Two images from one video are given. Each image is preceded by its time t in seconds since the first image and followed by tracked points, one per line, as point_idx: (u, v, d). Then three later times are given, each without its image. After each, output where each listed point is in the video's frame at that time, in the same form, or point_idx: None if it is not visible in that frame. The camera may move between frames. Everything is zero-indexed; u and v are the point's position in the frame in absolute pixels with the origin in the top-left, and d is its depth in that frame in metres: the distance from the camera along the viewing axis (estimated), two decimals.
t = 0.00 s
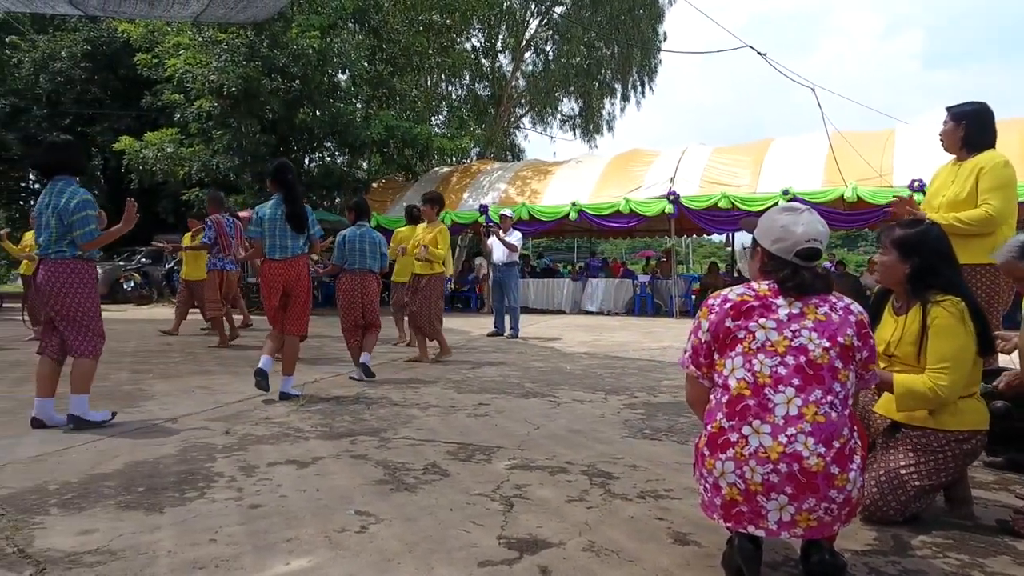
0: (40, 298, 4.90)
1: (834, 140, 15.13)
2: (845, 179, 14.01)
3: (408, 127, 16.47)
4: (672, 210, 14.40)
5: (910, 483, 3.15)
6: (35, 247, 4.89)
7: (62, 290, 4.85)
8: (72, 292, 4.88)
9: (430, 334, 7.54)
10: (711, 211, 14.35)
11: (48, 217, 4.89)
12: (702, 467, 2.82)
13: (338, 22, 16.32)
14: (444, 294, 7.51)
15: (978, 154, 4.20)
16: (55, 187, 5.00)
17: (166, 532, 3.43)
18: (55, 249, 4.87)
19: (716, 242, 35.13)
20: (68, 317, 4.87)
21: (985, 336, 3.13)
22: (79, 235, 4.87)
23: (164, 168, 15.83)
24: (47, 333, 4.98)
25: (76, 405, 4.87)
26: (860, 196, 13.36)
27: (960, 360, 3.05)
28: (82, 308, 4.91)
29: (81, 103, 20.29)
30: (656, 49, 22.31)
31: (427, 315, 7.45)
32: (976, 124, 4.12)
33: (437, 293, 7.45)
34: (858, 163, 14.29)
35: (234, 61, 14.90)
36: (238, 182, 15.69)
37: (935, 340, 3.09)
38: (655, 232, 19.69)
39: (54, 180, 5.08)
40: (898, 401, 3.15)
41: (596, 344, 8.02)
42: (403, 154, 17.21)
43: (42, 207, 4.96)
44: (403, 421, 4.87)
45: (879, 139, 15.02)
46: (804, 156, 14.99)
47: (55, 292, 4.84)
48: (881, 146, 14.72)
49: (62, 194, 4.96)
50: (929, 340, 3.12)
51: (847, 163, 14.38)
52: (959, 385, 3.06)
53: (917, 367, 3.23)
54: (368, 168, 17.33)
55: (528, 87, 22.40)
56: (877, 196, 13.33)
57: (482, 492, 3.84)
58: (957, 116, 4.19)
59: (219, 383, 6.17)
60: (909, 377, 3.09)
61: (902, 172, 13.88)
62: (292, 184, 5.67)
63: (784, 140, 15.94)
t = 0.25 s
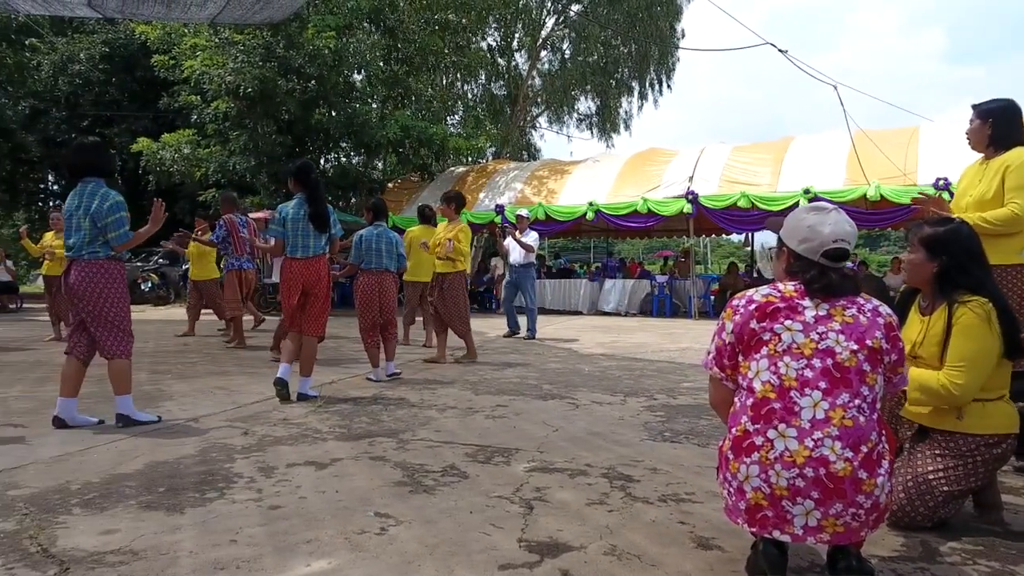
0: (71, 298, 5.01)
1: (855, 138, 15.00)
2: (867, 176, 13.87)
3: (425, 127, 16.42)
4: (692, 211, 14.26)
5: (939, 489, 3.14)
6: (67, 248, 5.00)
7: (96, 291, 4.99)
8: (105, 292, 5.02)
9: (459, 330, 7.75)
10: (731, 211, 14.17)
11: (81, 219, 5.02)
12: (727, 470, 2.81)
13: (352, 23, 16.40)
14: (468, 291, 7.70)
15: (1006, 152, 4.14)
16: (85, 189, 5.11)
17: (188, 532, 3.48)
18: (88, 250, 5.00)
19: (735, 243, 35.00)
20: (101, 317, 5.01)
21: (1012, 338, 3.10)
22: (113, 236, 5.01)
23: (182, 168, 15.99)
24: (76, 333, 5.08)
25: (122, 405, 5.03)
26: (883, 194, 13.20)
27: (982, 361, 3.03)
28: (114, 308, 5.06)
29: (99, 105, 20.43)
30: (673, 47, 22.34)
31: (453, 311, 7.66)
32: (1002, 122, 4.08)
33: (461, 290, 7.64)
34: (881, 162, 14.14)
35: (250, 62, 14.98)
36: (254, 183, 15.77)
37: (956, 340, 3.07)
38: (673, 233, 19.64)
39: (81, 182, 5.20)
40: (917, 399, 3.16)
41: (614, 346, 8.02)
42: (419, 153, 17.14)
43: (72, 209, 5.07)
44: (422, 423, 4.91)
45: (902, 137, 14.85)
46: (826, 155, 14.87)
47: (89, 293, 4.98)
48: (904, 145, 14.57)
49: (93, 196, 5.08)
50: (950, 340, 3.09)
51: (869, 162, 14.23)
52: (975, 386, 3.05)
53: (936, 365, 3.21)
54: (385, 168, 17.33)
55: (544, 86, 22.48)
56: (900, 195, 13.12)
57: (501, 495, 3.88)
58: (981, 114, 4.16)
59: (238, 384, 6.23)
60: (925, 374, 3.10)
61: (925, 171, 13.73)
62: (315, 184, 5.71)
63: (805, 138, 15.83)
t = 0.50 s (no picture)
0: (101, 298, 5.05)
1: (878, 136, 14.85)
2: (890, 174, 13.71)
3: (440, 127, 16.46)
4: (710, 210, 14.17)
5: (967, 494, 3.11)
6: (99, 249, 5.06)
7: (127, 291, 5.03)
8: (135, 293, 5.06)
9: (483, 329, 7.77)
10: (750, 210, 14.08)
11: (113, 219, 5.07)
12: (751, 474, 2.78)
13: (368, 23, 16.43)
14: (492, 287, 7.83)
15: None
16: (114, 190, 5.16)
17: (208, 533, 3.50)
18: (122, 250, 5.06)
19: (754, 242, 34.88)
20: (130, 317, 5.04)
21: None
22: (146, 234, 5.07)
23: (199, 169, 16.10)
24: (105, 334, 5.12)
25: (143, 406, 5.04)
26: (907, 192, 13.05)
27: (1013, 364, 2.98)
28: (143, 309, 5.09)
29: (116, 106, 20.60)
30: (691, 45, 22.31)
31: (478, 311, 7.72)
32: None
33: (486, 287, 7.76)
34: (905, 160, 13.97)
35: (266, 62, 15.03)
36: (270, 184, 15.85)
37: (988, 344, 3.01)
38: (692, 233, 19.55)
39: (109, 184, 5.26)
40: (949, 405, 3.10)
41: (631, 347, 7.99)
42: (434, 153, 17.17)
43: (102, 211, 5.12)
44: (439, 424, 4.92)
45: (927, 135, 14.67)
46: (848, 154, 14.72)
47: (120, 293, 5.02)
48: (929, 142, 14.39)
49: (123, 197, 5.13)
50: (981, 344, 3.04)
51: (893, 160, 14.07)
52: (1011, 391, 3.00)
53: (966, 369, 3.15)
54: (400, 168, 17.33)
55: (560, 85, 22.52)
56: (925, 194, 12.98)
57: (520, 498, 3.89)
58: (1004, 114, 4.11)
59: (255, 384, 6.26)
60: (956, 379, 3.05)
61: (951, 169, 13.56)
62: (334, 184, 5.73)
63: (826, 137, 15.71)
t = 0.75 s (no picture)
0: (123, 300, 5.06)
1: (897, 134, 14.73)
2: (909, 174, 13.59)
3: (453, 126, 16.37)
4: (724, 210, 14.14)
5: (990, 499, 3.09)
6: (124, 250, 5.08)
7: (150, 292, 5.05)
8: (159, 293, 5.08)
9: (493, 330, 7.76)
10: (766, 210, 14.02)
11: (137, 220, 5.09)
12: (770, 478, 2.74)
13: (380, 22, 16.44)
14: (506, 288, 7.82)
15: None
16: (136, 191, 5.16)
17: (222, 534, 3.53)
18: (147, 251, 5.09)
19: (768, 242, 34.78)
20: (153, 318, 5.06)
21: None
22: (172, 234, 5.11)
23: (211, 171, 16.11)
24: (129, 335, 5.14)
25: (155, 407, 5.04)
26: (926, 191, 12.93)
27: None
28: (166, 310, 5.12)
29: (129, 107, 20.70)
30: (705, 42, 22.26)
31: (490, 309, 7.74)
32: None
33: (499, 287, 7.76)
34: (925, 158, 13.84)
35: (278, 62, 15.06)
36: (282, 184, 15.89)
37: (1013, 346, 3.01)
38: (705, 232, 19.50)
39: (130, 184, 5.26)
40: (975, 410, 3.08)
41: (645, 348, 7.96)
42: (445, 152, 17.14)
43: (125, 212, 5.12)
44: (451, 426, 4.91)
45: (948, 133, 14.52)
46: (866, 152, 14.60)
47: (143, 294, 5.04)
48: (949, 140, 14.25)
49: (146, 198, 5.14)
50: (1005, 347, 3.03)
51: (912, 158, 13.94)
52: None
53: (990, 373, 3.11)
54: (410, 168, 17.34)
55: (572, 84, 22.52)
56: (946, 193, 12.96)
57: (534, 500, 3.88)
58: None
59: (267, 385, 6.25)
60: (983, 385, 3.03)
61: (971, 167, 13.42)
62: (350, 184, 5.71)
63: (843, 135, 15.59)
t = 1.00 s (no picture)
0: (154, 303, 5.12)
1: (919, 132, 14.58)
2: (931, 172, 13.44)
3: (466, 126, 16.33)
4: (742, 209, 14.21)
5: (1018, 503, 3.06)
6: (150, 252, 5.11)
7: (178, 294, 5.07)
8: (187, 294, 5.10)
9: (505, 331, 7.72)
10: (784, 208, 14.10)
11: (165, 223, 5.12)
12: (790, 481, 2.70)
13: (393, 22, 16.45)
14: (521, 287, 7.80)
15: None
16: (162, 193, 5.17)
17: (240, 535, 3.59)
18: (174, 253, 5.11)
19: (787, 241, 34.63)
20: (181, 320, 5.08)
21: None
22: (200, 237, 5.13)
23: (224, 171, 16.17)
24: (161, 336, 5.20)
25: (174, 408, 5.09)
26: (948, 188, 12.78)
27: None
28: (195, 312, 5.13)
29: (144, 108, 20.82)
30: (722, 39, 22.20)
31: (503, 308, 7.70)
32: None
33: (514, 287, 7.73)
34: (948, 156, 13.66)
35: (291, 62, 15.11)
36: (295, 184, 15.94)
37: None
38: (722, 232, 19.41)
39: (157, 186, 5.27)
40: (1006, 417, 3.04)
41: (661, 349, 7.91)
42: (459, 152, 17.09)
43: (152, 215, 5.15)
44: (467, 427, 4.91)
45: (971, 130, 14.34)
46: (887, 149, 14.45)
47: (171, 297, 5.07)
48: (972, 137, 14.09)
49: (173, 200, 5.16)
50: None
51: (934, 156, 13.77)
52: None
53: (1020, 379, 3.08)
54: (424, 168, 17.34)
55: (587, 83, 22.52)
56: (968, 190, 12.89)
57: (552, 502, 3.86)
58: None
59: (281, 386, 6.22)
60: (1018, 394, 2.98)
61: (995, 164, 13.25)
62: (367, 185, 5.70)
63: (864, 132, 15.46)
